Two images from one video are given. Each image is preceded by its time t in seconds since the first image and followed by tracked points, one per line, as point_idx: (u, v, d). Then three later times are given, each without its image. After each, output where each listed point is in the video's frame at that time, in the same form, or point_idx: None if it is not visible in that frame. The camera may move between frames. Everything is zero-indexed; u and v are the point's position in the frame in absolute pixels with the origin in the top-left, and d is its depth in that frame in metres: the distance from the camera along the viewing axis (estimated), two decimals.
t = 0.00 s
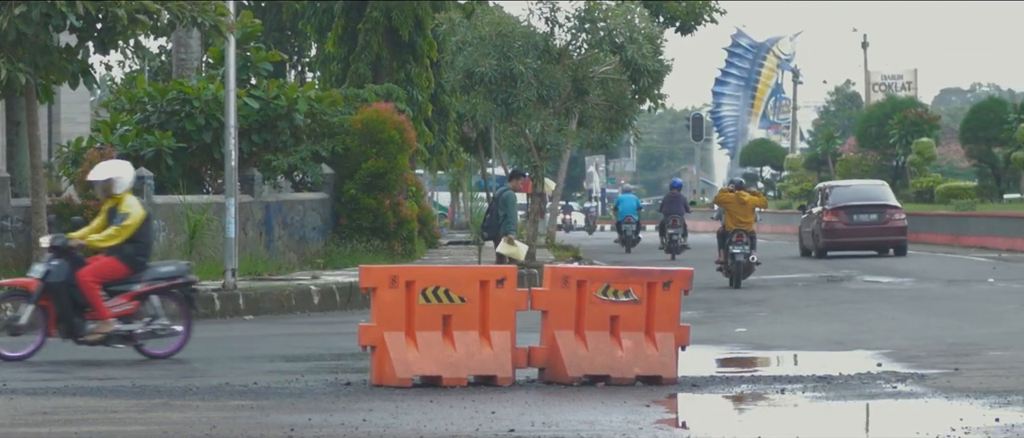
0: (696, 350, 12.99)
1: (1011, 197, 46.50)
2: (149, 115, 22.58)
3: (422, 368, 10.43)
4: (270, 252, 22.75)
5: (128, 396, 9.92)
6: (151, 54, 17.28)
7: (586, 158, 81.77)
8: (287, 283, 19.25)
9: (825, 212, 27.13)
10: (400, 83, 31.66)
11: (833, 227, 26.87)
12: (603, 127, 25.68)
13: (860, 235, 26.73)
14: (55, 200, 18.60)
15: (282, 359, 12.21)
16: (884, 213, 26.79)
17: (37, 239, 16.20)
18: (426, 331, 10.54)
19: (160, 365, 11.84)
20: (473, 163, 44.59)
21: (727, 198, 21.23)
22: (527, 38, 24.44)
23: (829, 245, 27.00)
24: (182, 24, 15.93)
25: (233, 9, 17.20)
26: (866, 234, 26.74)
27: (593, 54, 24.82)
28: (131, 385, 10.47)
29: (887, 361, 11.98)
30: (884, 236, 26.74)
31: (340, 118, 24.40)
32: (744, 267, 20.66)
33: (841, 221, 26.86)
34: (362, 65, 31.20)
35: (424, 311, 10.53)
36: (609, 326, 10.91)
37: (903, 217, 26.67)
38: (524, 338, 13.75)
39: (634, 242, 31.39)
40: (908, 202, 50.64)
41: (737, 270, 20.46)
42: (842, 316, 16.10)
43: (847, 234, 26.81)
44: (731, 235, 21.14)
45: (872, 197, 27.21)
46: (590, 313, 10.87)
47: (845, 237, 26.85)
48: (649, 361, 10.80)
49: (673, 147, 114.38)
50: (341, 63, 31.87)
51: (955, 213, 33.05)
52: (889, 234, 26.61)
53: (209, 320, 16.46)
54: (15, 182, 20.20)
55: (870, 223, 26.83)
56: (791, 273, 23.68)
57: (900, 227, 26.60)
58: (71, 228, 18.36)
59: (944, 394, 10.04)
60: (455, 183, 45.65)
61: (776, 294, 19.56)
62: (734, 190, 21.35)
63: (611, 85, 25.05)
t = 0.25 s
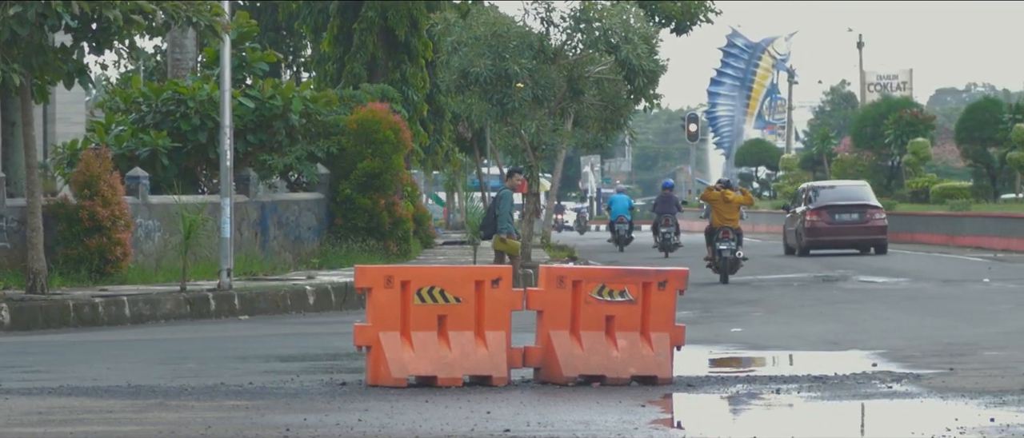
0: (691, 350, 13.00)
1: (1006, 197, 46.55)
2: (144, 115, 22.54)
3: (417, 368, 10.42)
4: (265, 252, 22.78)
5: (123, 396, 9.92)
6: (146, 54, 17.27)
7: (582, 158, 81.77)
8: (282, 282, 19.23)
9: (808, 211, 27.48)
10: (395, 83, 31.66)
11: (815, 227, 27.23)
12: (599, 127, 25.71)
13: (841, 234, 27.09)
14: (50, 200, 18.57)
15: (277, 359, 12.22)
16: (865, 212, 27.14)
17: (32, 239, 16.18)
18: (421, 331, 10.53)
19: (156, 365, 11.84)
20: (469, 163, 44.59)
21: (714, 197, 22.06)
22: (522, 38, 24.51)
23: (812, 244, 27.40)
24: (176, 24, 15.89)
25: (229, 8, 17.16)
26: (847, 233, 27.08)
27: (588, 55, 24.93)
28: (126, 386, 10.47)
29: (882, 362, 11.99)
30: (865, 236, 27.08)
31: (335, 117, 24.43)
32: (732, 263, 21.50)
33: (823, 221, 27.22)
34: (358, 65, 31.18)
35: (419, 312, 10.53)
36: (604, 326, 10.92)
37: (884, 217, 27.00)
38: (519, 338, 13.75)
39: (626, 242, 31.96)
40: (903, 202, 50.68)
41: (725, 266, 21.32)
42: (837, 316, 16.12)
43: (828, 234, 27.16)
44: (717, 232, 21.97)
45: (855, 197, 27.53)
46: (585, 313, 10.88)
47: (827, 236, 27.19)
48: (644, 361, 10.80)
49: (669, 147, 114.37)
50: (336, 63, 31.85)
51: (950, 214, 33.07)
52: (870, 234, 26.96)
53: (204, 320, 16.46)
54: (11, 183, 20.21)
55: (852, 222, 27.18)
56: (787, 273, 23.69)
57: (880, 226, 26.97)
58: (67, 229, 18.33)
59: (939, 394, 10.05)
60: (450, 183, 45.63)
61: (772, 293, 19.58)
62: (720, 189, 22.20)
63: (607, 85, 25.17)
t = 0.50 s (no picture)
0: (689, 350, 13.00)
1: (1002, 197, 46.58)
2: (141, 115, 22.59)
3: (413, 368, 10.42)
4: (262, 253, 22.79)
5: (121, 396, 9.92)
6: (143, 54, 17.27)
7: (579, 158, 81.82)
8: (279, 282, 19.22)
9: (793, 211, 27.70)
10: (391, 82, 31.66)
11: (798, 227, 27.45)
12: (596, 126, 25.75)
13: (825, 234, 27.28)
14: (47, 200, 18.56)
15: (274, 359, 12.22)
16: (849, 212, 27.28)
17: (29, 239, 16.18)
18: (417, 331, 10.53)
19: (153, 365, 11.84)
20: (467, 163, 44.60)
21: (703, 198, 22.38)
22: (519, 39, 24.48)
23: (797, 243, 27.64)
24: (173, 24, 15.88)
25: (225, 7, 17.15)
26: (831, 233, 27.28)
27: (585, 54, 24.94)
28: (124, 386, 10.47)
29: (879, 362, 12.00)
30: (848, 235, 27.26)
31: (333, 117, 24.46)
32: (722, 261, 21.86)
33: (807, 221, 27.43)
34: (355, 64, 31.19)
35: (416, 312, 10.54)
36: (600, 326, 10.92)
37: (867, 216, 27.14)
38: (517, 338, 13.75)
39: (621, 240, 32.14)
40: (899, 202, 50.70)
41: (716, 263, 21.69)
42: (835, 316, 16.14)
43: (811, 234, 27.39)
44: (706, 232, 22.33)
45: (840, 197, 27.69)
46: (582, 313, 10.88)
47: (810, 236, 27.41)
48: (641, 361, 10.80)
49: (665, 147, 114.38)
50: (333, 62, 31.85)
51: (946, 214, 33.09)
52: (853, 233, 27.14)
53: (201, 320, 16.46)
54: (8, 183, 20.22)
55: (836, 221, 27.35)
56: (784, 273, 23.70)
57: (863, 226, 27.12)
58: (63, 229, 18.32)
59: (935, 394, 10.06)
60: (447, 183, 45.65)
61: (768, 293, 19.60)
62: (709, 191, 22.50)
63: (604, 86, 25.04)
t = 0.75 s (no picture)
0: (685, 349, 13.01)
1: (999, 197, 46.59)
2: (137, 115, 22.52)
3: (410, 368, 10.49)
4: (258, 253, 22.92)
5: (117, 396, 9.92)
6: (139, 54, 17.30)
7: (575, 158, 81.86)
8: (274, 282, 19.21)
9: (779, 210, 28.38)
10: (388, 82, 31.67)
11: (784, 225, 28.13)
12: (591, 125, 25.60)
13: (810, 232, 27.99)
14: (43, 200, 18.55)
15: (271, 359, 12.22)
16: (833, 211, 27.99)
17: (25, 239, 16.17)
18: (414, 331, 10.51)
19: (150, 365, 11.84)
20: (463, 163, 44.62)
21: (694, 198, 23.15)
22: (515, 38, 24.74)
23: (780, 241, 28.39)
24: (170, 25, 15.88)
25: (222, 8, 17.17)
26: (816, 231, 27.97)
27: (581, 55, 25.08)
28: (120, 385, 10.47)
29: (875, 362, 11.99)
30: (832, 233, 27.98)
31: (329, 117, 24.40)
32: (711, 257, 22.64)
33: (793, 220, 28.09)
34: (351, 64, 31.19)
35: (413, 312, 10.50)
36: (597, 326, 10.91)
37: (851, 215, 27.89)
38: (514, 338, 13.75)
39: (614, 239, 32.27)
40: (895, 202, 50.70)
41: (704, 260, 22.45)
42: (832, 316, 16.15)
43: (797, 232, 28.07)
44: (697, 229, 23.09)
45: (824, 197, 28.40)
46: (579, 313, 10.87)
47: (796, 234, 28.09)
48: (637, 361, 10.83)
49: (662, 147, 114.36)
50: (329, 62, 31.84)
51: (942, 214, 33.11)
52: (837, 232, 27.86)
53: (197, 320, 16.45)
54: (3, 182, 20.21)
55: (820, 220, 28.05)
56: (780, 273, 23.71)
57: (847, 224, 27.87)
58: (60, 229, 18.32)
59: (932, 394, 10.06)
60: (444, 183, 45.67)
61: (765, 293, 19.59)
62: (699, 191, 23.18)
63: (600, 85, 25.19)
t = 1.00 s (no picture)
0: (682, 349, 13.02)
1: (996, 197, 46.64)
2: (134, 115, 22.56)
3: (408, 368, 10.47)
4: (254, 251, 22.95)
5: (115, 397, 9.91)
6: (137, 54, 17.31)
7: (572, 159, 81.84)
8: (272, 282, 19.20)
9: (765, 209, 29.12)
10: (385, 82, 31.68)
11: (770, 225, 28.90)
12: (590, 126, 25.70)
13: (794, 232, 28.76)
14: (42, 200, 18.54)
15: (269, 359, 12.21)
16: (816, 211, 28.77)
17: (23, 239, 16.19)
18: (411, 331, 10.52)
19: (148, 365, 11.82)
20: (461, 163, 44.60)
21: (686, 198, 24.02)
22: (512, 38, 24.57)
23: (767, 240, 29.18)
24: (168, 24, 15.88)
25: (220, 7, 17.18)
26: (800, 231, 28.74)
27: (579, 54, 24.89)
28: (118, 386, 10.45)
29: (873, 362, 11.99)
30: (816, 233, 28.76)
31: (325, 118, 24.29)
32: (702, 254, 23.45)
33: (778, 219, 28.83)
34: (349, 64, 31.18)
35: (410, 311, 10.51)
36: (594, 326, 10.82)
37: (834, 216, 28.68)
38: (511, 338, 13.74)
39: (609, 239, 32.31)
40: (892, 202, 50.72)
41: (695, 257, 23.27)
42: (829, 316, 16.15)
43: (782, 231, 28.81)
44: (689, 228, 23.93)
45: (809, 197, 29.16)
46: (576, 313, 10.77)
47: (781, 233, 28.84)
48: (636, 361, 10.79)
49: (658, 147, 114.33)
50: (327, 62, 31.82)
51: (939, 214, 33.15)
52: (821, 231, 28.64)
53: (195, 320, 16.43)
54: (0, 181, 20.18)
55: (805, 220, 28.79)
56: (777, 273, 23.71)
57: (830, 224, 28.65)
58: (57, 228, 18.40)
59: (929, 394, 10.06)
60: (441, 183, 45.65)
61: (762, 293, 19.59)
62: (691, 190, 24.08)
63: (597, 85, 24.94)
